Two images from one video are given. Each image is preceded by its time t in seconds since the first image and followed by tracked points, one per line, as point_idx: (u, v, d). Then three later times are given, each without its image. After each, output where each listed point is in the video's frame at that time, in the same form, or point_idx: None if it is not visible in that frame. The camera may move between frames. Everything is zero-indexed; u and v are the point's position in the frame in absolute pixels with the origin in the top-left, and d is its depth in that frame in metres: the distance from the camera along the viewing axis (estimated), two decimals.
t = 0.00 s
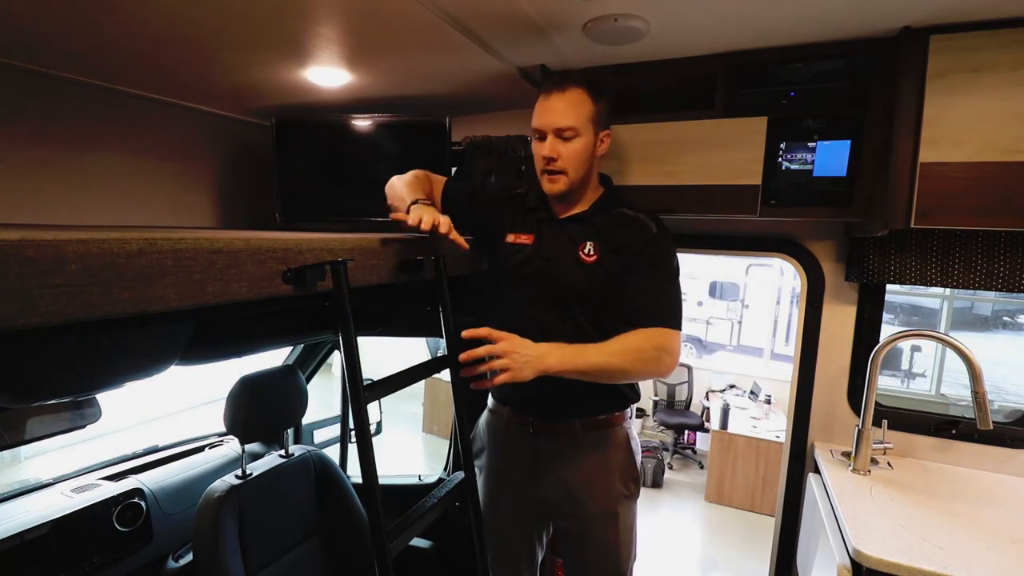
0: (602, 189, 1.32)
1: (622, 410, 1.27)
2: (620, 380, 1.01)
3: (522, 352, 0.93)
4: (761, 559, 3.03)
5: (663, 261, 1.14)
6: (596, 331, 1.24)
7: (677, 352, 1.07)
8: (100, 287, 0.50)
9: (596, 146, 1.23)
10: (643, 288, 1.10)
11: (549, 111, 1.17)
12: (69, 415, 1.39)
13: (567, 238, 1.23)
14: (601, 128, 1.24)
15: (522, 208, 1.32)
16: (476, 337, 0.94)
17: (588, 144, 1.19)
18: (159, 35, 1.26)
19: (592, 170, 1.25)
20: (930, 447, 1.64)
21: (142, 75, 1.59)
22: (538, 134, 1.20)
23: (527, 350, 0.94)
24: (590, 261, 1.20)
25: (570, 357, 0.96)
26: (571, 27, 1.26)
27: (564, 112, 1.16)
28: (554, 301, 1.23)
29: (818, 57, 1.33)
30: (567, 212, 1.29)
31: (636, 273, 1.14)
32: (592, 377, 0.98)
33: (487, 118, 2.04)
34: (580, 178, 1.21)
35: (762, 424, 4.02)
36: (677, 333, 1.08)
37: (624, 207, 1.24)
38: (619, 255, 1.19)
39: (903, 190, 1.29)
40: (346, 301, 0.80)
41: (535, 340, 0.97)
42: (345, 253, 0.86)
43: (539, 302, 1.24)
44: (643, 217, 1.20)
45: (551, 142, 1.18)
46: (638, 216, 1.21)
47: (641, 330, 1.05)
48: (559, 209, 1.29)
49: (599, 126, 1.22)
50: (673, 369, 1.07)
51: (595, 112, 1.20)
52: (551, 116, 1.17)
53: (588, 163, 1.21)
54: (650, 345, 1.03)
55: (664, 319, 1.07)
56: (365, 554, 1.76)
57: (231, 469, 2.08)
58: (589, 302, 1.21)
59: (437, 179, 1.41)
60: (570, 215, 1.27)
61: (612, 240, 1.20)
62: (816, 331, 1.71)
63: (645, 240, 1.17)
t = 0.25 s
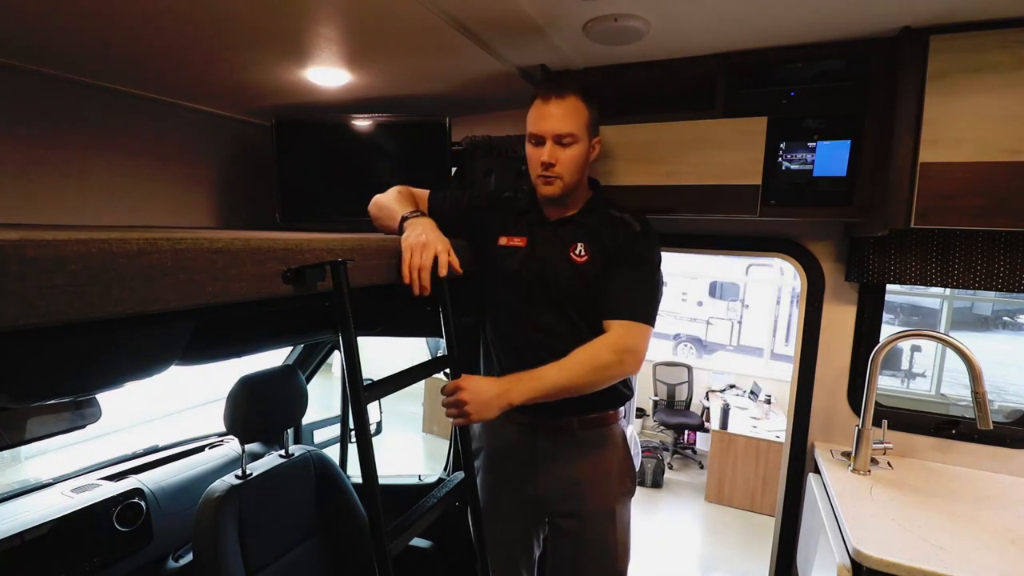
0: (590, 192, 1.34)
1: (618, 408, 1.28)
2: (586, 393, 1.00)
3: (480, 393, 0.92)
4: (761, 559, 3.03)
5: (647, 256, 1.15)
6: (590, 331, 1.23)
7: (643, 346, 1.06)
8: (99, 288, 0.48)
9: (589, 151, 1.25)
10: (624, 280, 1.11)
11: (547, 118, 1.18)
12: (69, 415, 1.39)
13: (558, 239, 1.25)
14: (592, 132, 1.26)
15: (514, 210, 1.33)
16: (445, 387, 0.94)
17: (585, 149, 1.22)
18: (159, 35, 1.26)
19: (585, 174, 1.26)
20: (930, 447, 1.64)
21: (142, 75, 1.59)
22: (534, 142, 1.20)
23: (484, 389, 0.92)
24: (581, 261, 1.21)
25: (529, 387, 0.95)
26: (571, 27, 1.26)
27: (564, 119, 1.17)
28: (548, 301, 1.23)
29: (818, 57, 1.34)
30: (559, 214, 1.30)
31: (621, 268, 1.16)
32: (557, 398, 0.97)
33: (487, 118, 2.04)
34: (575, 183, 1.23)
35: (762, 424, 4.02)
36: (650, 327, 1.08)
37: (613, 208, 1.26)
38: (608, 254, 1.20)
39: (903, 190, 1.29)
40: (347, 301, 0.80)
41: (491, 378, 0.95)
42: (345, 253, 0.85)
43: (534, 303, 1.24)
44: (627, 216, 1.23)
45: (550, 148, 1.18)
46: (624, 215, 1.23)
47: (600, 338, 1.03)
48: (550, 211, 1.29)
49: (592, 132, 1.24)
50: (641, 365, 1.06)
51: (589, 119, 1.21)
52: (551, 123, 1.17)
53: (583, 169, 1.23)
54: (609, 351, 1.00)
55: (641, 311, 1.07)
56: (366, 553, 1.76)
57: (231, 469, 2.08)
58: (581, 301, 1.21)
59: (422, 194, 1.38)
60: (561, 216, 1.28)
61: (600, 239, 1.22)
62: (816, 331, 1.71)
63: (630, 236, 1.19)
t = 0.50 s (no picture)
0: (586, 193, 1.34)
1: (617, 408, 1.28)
2: (579, 394, 1.00)
3: (476, 398, 0.93)
4: (761, 559, 3.03)
5: (643, 256, 1.14)
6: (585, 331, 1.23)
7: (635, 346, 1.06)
8: (102, 288, 0.49)
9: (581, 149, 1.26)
10: (617, 280, 1.10)
11: (538, 115, 1.20)
12: (69, 415, 1.39)
13: (554, 239, 1.25)
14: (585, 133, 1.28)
15: (511, 209, 1.33)
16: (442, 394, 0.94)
17: (576, 144, 1.23)
18: (159, 35, 1.26)
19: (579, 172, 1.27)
20: (930, 447, 1.64)
21: (142, 75, 1.59)
22: (527, 139, 1.23)
23: (477, 397, 0.93)
24: (577, 261, 1.22)
25: (521, 392, 0.95)
26: (571, 27, 1.26)
27: (554, 113, 1.20)
28: (545, 301, 1.24)
29: (818, 57, 1.34)
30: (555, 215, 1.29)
31: (615, 267, 1.15)
32: (551, 401, 0.98)
33: (487, 119, 2.05)
34: (569, 179, 1.24)
35: (762, 424, 4.02)
36: (643, 324, 1.08)
37: (608, 208, 1.26)
38: (604, 254, 1.20)
39: (903, 190, 1.29)
40: (347, 301, 0.80)
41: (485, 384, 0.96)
42: (347, 252, 0.85)
43: (530, 304, 1.25)
44: (623, 216, 1.22)
45: (541, 142, 1.20)
46: (620, 215, 1.23)
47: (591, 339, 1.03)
48: (546, 211, 1.30)
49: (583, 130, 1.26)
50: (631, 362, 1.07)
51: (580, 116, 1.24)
52: (541, 117, 1.19)
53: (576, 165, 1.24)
54: (599, 351, 1.00)
55: (633, 311, 1.07)
56: (365, 554, 1.76)
57: (232, 469, 2.08)
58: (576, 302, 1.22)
59: (419, 198, 1.38)
60: (557, 217, 1.28)
61: (596, 240, 1.22)
62: (815, 331, 1.71)
63: (625, 237, 1.18)
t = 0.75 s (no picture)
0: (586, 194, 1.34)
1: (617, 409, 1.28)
2: (579, 395, 1.00)
3: (476, 398, 0.93)
4: (761, 559, 3.03)
5: (645, 257, 1.14)
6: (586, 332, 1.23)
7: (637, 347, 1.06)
8: (102, 288, 0.49)
9: (581, 148, 1.27)
10: (619, 281, 1.10)
11: (537, 113, 1.21)
12: (69, 415, 1.39)
13: (555, 239, 1.24)
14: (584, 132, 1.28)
15: (512, 209, 1.32)
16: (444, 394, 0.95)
17: (576, 142, 1.24)
18: (160, 35, 1.26)
19: (579, 172, 1.27)
20: (930, 447, 1.64)
21: (143, 75, 1.59)
22: (527, 138, 1.23)
23: (476, 397, 0.93)
24: (578, 262, 1.21)
25: (521, 392, 0.95)
26: (571, 27, 1.26)
27: (553, 111, 1.20)
28: (546, 302, 1.24)
29: (818, 57, 1.34)
30: (555, 216, 1.29)
31: (617, 268, 1.15)
32: (551, 401, 0.98)
33: (487, 119, 2.04)
34: (569, 178, 1.24)
35: (762, 424, 4.02)
36: (644, 325, 1.08)
37: (610, 209, 1.25)
38: (606, 255, 1.20)
39: (903, 190, 1.29)
40: (347, 301, 0.80)
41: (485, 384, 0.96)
42: (347, 252, 0.85)
43: (531, 304, 1.24)
44: (626, 217, 1.22)
45: (541, 140, 1.20)
46: (621, 216, 1.22)
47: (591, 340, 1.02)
48: (546, 212, 1.29)
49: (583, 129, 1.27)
50: (632, 362, 1.06)
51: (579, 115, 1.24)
52: (540, 116, 1.20)
53: (576, 164, 1.24)
54: (600, 352, 1.00)
55: (635, 313, 1.06)
56: (366, 554, 1.76)
57: (232, 469, 2.08)
58: (577, 303, 1.22)
59: (420, 198, 1.38)
60: (557, 217, 1.28)
61: (598, 241, 1.21)
62: (815, 331, 1.71)
63: (627, 238, 1.18)
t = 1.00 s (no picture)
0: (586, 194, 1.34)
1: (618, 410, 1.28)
2: (580, 395, 1.00)
3: (478, 397, 0.92)
4: (761, 559, 3.03)
5: (645, 259, 1.14)
6: (586, 332, 1.23)
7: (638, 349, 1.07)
8: (103, 288, 0.49)
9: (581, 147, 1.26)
10: (619, 283, 1.10)
11: (537, 112, 1.21)
12: (69, 415, 1.39)
13: (554, 239, 1.25)
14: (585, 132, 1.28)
15: (512, 210, 1.33)
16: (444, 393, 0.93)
17: (577, 141, 1.23)
18: (160, 35, 1.26)
19: (579, 171, 1.27)
20: (930, 447, 1.64)
21: (143, 75, 1.59)
22: (526, 137, 1.23)
23: (479, 397, 0.92)
24: (577, 263, 1.21)
25: (523, 392, 0.95)
26: (571, 27, 1.26)
27: (553, 110, 1.20)
28: (546, 302, 1.24)
29: (818, 57, 1.34)
30: (555, 215, 1.29)
31: (614, 270, 1.16)
32: (552, 401, 0.98)
33: (487, 118, 2.04)
34: (569, 177, 1.23)
35: (762, 424, 4.02)
36: (644, 326, 1.08)
37: (609, 209, 1.25)
38: (606, 256, 1.20)
39: (903, 189, 1.29)
40: (347, 301, 0.80)
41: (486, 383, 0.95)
42: (347, 252, 0.86)
43: (531, 305, 1.25)
44: (625, 218, 1.22)
45: (541, 138, 1.20)
46: (621, 217, 1.22)
47: (596, 343, 1.02)
48: (546, 212, 1.29)
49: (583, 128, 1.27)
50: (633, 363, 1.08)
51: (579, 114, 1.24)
52: (540, 114, 1.20)
53: (576, 163, 1.24)
54: (602, 353, 1.01)
55: (636, 315, 1.07)
56: (366, 554, 1.76)
57: (231, 469, 2.08)
58: (577, 304, 1.22)
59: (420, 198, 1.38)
60: (557, 217, 1.28)
61: (598, 242, 1.21)
62: (815, 331, 1.71)
63: (627, 239, 1.18)
